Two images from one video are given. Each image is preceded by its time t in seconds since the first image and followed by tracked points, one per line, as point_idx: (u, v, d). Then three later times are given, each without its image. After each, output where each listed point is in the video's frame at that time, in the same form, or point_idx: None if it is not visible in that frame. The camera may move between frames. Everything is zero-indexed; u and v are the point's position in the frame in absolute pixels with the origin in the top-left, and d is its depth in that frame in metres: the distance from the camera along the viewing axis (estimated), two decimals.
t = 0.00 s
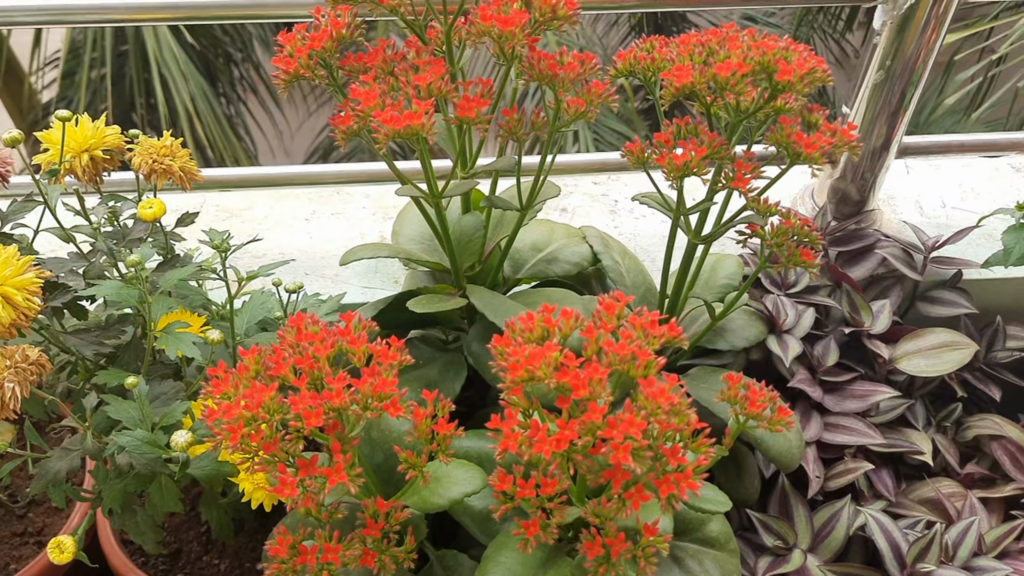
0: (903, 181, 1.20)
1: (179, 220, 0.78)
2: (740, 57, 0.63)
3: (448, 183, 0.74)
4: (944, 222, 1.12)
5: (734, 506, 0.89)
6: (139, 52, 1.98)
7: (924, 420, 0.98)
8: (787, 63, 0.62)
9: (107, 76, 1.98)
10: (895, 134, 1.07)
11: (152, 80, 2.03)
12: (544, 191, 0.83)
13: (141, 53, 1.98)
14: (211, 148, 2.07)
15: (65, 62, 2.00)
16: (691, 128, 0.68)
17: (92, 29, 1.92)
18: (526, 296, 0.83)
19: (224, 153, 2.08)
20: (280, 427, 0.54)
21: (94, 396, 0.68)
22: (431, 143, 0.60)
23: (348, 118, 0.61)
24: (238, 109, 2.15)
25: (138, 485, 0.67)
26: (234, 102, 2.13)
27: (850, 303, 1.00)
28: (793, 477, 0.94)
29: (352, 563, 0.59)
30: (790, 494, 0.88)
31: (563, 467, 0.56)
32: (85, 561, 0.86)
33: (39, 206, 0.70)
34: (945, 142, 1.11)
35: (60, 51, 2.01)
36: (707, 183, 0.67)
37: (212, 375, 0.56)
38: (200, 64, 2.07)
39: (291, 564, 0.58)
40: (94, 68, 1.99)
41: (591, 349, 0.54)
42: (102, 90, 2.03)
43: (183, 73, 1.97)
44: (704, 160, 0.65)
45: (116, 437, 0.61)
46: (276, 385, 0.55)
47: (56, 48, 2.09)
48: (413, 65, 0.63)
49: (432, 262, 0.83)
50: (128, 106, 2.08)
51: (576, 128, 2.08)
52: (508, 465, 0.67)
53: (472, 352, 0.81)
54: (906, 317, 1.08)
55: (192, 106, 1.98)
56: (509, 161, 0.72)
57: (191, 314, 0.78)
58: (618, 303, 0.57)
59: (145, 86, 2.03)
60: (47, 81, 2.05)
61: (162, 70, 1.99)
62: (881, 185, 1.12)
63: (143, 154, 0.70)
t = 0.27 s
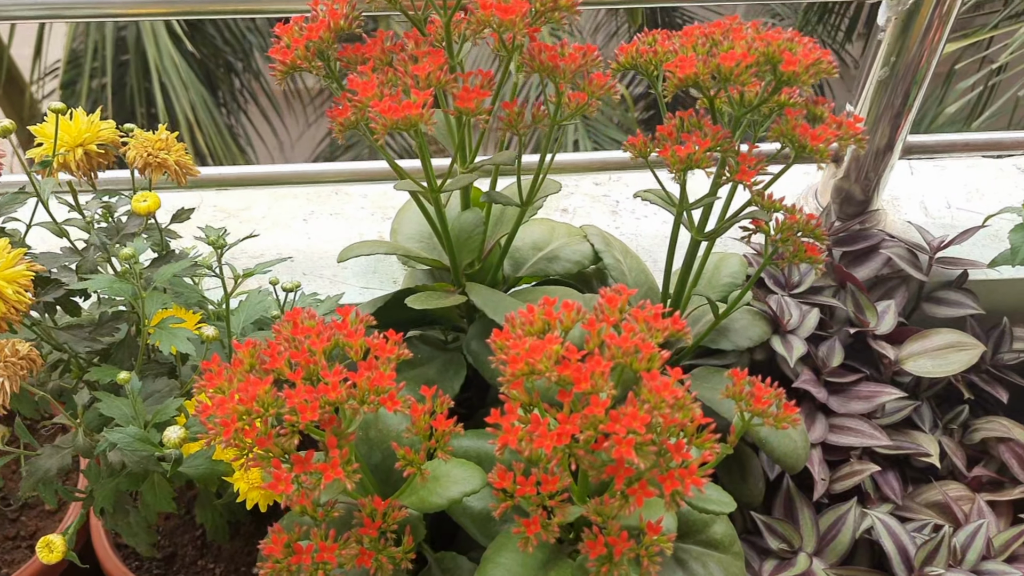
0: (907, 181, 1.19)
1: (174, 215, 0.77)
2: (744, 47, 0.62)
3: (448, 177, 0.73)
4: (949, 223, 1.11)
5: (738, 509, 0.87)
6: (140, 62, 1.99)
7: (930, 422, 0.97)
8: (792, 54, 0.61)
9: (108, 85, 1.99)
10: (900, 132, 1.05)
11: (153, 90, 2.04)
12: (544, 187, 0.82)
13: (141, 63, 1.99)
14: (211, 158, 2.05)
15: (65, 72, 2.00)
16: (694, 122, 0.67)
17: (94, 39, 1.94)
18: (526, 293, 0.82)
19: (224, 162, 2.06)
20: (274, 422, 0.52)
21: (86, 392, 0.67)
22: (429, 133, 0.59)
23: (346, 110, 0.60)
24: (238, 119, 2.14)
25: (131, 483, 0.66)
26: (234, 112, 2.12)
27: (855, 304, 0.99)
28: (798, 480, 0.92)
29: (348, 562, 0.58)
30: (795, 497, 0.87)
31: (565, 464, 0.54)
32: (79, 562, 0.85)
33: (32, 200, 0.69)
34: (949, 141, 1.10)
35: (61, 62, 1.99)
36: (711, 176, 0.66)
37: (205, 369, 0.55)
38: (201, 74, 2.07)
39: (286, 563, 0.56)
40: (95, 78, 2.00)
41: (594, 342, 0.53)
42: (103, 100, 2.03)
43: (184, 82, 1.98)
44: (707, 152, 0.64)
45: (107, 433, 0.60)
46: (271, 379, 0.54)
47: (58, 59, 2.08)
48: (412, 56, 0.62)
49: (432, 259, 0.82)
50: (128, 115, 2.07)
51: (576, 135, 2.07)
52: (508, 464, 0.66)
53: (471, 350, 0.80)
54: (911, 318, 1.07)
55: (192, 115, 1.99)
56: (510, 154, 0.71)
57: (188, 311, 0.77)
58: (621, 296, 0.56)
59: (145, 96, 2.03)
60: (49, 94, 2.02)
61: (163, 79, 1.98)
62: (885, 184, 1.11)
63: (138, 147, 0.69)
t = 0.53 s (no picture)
0: (910, 178, 1.18)
1: (168, 207, 0.76)
2: (746, 34, 0.61)
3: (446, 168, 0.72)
4: (952, 220, 1.10)
5: (740, 507, 0.86)
6: (140, 68, 1.93)
7: (935, 420, 0.95)
8: (795, 40, 0.60)
9: (108, 90, 1.94)
10: (903, 128, 1.04)
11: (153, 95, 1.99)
12: (543, 180, 0.81)
13: (142, 69, 1.93)
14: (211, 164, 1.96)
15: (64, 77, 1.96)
16: (695, 111, 0.66)
17: (94, 44, 1.84)
18: (525, 288, 0.81)
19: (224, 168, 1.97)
20: (265, 412, 0.51)
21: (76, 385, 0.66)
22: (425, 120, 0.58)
23: (341, 98, 0.59)
24: (238, 124, 2.08)
25: (121, 478, 0.64)
26: (234, 117, 2.06)
27: (858, 301, 0.98)
28: (801, 478, 0.91)
29: (342, 557, 0.57)
30: (798, 495, 0.85)
31: (563, 456, 0.53)
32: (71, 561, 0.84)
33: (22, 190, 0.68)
34: (953, 137, 1.09)
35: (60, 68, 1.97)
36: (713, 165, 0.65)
37: (195, 359, 0.54)
38: (202, 79, 2.02)
39: (278, 558, 0.55)
40: (95, 83, 1.96)
41: (592, 331, 0.52)
42: (102, 105, 2.01)
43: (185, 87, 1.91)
44: (709, 141, 0.63)
45: (96, 426, 0.59)
46: (262, 368, 0.53)
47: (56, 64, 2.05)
48: (408, 42, 0.61)
49: (429, 253, 0.81)
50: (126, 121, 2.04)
51: (577, 140, 2.06)
52: (506, 460, 0.64)
53: (469, 345, 0.78)
54: (915, 316, 1.05)
55: (193, 120, 1.90)
56: (509, 144, 0.70)
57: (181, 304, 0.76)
58: (620, 285, 0.55)
59: (144, 101, 1.98)
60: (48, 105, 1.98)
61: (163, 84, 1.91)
62: (889, 180, 1.10)
63: (130, 137, 0.68)
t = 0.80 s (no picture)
0: (910, 170, 1.17)
1: (161, 194, 0.75)
2: (743, 15, 0.61)
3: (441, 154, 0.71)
4: (952, 211, 1.09)
5: (739, 498, 0.85)
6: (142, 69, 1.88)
7: (935, 412, 0.95)
8: (794, 22, 0.59)
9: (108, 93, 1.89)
10: (902, 121, 1.04)
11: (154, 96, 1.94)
12: (540, 167, 0.80)
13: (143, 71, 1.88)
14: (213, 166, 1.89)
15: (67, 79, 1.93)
16: (693, 95, 0.65)
17: (94, 48, 1.81)
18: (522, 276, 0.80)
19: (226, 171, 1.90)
20: (256, 394, 0.51)
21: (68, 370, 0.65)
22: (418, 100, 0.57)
23: (335, 79, 0.59)
24: (239, 125, 2.09)
25: (112, 464, 0.64)
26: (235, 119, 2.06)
27: (858, 292, 0.97)
28: (800, 470, 0.90)
29: (335, 543, 0.56)
30: (797, 486, 0.84)
31: (557, 439, 0.52)
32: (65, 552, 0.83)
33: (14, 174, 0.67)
34: (953, 128, 1.09)
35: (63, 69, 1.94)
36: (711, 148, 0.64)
37: (186, 341, 0.53)
38: (202, 79, 1.95)
39: (270, 542, 0.55)
40: (96, 87, 1.93)
41: (587, 313, 0.51)
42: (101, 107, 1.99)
43: (185, 87, 1.80)
44: (707, 124, 0.63)
45: (86, 410, 0.58)
46: (253, 350, 0.52)
47: (57, 66, 2.03)
48: (402, 23, 0.61)
49: (425, 241, 0.80)
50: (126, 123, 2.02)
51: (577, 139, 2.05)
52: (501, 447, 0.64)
53: (465, 334, 0.78)
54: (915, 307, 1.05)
55: (194, 122, 1.82)
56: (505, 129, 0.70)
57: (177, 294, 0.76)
58: (616, 267, 0.54)
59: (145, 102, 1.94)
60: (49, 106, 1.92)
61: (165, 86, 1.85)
62: (888, 172, 1.09)
63: (122, 121, 0.68)
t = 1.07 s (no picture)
0: (909, 168, 1.17)
1: (158, 187, 0.75)
2: (739, 5, 0.61)
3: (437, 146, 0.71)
4: (951, 208, 1.09)
5: (737, 493, 0.85)
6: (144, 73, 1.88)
7: (934, 408, 0.94)
8: (790, 13, 0.59)
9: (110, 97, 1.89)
10: (899, 118, 1.03)
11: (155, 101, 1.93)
12: (537, 161, 0.80)
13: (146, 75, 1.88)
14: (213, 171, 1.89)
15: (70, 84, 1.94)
16: (690, 87, 0.65)
17: (95, 52, 1.81)
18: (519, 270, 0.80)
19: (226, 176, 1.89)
20: (250, 382, 0.50)
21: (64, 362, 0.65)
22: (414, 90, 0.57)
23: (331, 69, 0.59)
24: (240, 129, 2.08)
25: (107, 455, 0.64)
26: (237, 124, 2.06)
27: (856, 288, 0.97)
28: (799, 465, 0.90)
29: (330, 533, 0.56)
30: (795, 481, 0.84)
31: (553, 428, 0.52)
32: (65, 545, 0.83)
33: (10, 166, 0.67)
34: (951, 125, 1.09)
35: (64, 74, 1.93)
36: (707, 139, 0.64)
37: (181, 329, 0.53)
38: (203, 83, 1.96)
39: (265, 532, 0.55)
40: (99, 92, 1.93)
41: (582, 301, 0.51)
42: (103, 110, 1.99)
43: (187, 92, 1.81)
44: (703, 115, 0.62)
45: (82, 400, 0.58)
46: (248, 338, 0.52)
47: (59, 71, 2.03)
48: (398, 13, 0.61)
49: (422, 235, 0.80)
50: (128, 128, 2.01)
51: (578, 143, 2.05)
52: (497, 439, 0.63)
53: (462, 328, 0.78)
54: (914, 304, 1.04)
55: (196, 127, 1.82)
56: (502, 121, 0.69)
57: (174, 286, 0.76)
58: (613, 256, 0.54)
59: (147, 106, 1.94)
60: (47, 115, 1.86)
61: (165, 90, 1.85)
62: (886, 169, 1.09)
63: (119, 112, 0.68)
